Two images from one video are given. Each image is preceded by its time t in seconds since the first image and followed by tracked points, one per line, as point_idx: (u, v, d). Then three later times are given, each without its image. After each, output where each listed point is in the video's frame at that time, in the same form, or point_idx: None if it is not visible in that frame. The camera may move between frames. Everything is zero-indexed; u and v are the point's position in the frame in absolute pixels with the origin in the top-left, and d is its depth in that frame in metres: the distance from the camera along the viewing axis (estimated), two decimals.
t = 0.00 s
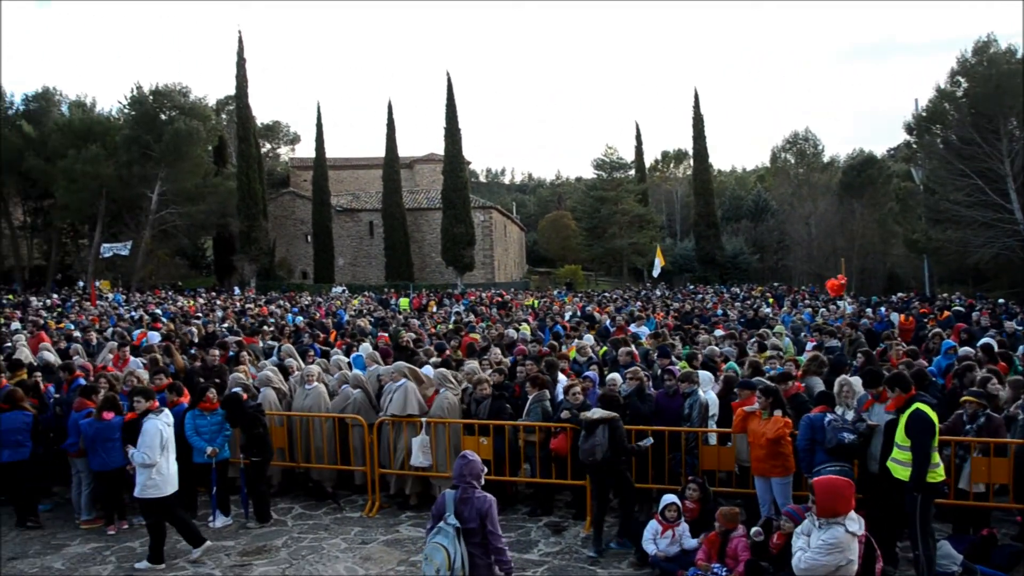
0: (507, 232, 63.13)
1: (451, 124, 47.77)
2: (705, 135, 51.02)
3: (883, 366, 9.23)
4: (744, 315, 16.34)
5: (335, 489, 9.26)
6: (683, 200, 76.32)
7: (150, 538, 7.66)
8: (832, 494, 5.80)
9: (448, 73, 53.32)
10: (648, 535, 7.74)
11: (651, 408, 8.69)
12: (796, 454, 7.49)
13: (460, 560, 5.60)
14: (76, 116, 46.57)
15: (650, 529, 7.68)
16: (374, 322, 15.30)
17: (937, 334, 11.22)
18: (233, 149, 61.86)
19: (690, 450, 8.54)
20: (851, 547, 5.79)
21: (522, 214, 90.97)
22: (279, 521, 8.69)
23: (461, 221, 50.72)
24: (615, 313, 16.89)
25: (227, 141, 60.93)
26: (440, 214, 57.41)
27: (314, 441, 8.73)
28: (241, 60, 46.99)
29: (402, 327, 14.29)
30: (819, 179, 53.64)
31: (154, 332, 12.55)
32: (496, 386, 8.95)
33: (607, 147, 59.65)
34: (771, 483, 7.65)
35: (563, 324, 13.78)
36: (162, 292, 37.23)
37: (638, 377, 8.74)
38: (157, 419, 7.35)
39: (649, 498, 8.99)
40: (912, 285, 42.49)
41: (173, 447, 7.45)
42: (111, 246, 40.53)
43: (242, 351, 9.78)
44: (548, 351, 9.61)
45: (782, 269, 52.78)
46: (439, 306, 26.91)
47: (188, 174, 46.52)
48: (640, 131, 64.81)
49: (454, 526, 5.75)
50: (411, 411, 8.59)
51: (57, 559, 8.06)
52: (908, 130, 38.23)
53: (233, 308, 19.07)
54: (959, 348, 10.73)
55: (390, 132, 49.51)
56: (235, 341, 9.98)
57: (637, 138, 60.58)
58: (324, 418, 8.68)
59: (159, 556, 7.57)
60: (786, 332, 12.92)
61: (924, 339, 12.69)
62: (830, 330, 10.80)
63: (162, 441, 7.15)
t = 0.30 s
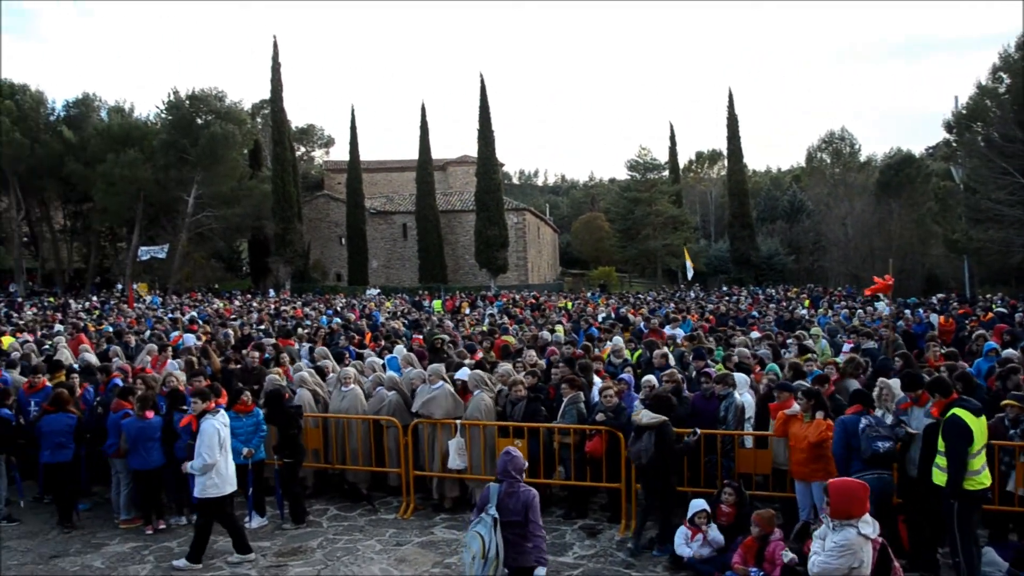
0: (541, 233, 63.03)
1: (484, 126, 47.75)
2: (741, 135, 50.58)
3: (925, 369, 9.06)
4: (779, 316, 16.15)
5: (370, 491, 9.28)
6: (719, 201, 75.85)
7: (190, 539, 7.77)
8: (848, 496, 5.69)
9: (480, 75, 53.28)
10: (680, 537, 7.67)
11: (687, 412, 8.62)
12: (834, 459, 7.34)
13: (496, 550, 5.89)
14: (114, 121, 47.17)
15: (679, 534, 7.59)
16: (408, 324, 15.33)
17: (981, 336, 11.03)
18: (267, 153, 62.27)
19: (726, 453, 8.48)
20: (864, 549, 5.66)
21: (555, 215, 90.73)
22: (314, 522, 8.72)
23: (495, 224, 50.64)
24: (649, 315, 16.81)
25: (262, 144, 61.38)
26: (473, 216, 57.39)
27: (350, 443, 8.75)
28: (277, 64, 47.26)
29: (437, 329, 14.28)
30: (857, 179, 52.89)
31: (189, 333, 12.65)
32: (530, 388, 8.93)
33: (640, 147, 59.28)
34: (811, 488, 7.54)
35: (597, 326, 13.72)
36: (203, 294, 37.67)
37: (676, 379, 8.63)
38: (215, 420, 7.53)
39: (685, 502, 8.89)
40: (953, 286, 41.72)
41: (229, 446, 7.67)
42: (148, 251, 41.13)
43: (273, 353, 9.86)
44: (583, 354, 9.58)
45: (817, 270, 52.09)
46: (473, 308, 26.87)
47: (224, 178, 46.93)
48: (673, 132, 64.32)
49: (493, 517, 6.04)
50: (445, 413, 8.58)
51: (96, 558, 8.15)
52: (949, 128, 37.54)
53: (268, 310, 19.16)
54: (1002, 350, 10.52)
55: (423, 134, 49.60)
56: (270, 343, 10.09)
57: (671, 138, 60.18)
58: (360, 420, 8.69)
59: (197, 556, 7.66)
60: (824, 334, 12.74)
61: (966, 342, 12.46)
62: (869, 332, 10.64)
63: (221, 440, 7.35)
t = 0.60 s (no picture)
0: (566, 239, 62.88)
1: (511, 132, 47.71)
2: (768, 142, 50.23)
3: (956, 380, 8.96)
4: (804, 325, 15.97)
5: (393, 495, 9.28)
6: (746, 210, 75.46)
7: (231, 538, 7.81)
8: (856, 504, 5.63)
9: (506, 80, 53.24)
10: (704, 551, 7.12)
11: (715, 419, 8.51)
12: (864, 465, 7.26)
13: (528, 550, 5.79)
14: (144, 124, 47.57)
15: (701, 548, 7.08)
16: (432, 329, 15.31)
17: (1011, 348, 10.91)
18: (296, 156, 62.62)
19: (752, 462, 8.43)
20: (873, 558, 5.61)
21: (582, 222, 90.50)
22: (337, 525, 8.73)
23: (521, 229, 50.52)
24: (674, 322, 16.75)
25: (291, 148, 61.73)
26: (499, 221, 57.34)
27: (375, 447, 8.77)
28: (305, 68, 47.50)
29: (462, 334, 14.25)
30: (886, 186, 52.32)
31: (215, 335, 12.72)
32: (555, 395, 8.91)
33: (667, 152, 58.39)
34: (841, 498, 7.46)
35: (622, 332, 13.68)
36: (230, 297, 37.88)
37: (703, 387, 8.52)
38: (252, 417, 7.62)
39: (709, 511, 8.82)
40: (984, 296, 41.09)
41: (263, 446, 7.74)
42: (176, 253, 41.45)
43: (296, 355, 9.92)
44: (608, 360, 9.54)
45: (845, 280, 51.00)
46: (497, 314, 26.87)
47: (252, 182, 47.35)
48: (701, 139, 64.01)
49: (524, 521, 5.91)
50: (470, 418, 8.55)
51: (122, 557, 8.21)
52: (981, 136, 37.07)
53: (293, 314, 19.25)
54: None
55: (449, 140, 49.60)
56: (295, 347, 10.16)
57: (699, 145, 59.86)
58: (385, 423, 8.70)
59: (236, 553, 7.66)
60: (851, 343, 12.64)
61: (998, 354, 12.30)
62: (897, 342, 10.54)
63: (257, 438, 7.41)
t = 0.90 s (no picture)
0: (600, 239, 62.65)
1: (544, 131, 47.62)
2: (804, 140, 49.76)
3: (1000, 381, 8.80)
4: (842, 323, 15.79)
5: (429, 495, 9.32)
6: (782, 208, 74.80)
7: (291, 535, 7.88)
8: (884, 510, 5.65)
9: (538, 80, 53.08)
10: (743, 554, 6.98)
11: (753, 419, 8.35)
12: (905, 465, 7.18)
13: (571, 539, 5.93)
14: (180, 128, 48.08)
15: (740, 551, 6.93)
16: (466, 328, 15.35)
17: None
18: (330, 158, 63.03)
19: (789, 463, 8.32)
20: (902, 567, 5.59)
21: (616, 222, 90.13)
22: (373, 524, 8.77)
23: (555, 229, 50.33)
24: (709, 321, 16.68)
25: (325, 150, 62.09)
26: (533, 221, 57.24)
27: (410, 447, 8.81)
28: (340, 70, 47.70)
29: (496, 335, 14.25)
30: (925, 184, 51.58)
31: (251, 335, 12.86)
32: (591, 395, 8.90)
33: (702, 153, 59.27)
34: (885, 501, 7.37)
35: (657, 332, 13.66)
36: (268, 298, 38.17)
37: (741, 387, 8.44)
38: (292, 416, 7.66)
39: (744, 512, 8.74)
40: None
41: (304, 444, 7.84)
42: (213, 254, 41.91)
43: (332, 356, 9.96)
44: (643, 361, 9.51)
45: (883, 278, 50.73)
46: (531, 314, 26.89)
47: (287, 184, 47.63)
48: (736, 138, 63.53)
49: (564, 510, 6.04)
50: (506, 419, 8.55)
51: (162, 554, 8.31)
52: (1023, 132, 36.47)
53: (328, 314, 19.39)
54: None
55: (483, 140, 49.53)
56: (330, 347, 10.23)
57: (733, 144, 59.39)
58: (421, 423, 8.74)
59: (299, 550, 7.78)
60: (890, 342, 12.47)
61: None
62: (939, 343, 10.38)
63: (297, 437, 7.49)
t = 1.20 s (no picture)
0: (632, 241, 62.46)
1: (576, 134, 47.55)
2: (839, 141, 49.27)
3: None
4: (881, 326, 15.55)
5: (461, 498, 9.32)
6: (817, 210, 74.10)
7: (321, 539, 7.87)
8: (909, 518, 5.52)
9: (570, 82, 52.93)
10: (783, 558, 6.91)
11: (786, 422, 8.23)
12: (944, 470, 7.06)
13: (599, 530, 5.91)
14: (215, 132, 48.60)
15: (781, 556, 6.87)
16: (500, 331, 15.35)
17: None
18: (363, 162, 63.36)
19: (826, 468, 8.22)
20: (928, 575, 5.45)
21: (649, 224, 89.79)
22: (406, 526, 8.78)
23: (587, 231, 50.18)
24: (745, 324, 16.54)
25: (358, 153, 62.43)
26: (565, 224, 57.14)
27: (444, 449, 8.82)
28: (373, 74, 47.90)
29: (528, 337, 14.22)
30: (964, 185, 50.78)
31: (285, 338, 12.96)
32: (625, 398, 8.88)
33: (734, 156, 59.01)
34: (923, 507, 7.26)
35: (690, 335, 13.58)
36: (303, 301, 38.42)
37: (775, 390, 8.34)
38: (326, 418, 7.66)
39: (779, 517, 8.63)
40: None
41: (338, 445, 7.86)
42: (246, 256, 42.26)
43: (364, 358, 10.01)
44: (676, 364, 9.49)
45: (920, 281, 50.00)
46: (563, 316, 26.80)
47: (320, 187, 48.01)
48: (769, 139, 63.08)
49: (597, 503, 6.03)
50: (538, 422, 8.54)
51: (197, 554, 8.37)
52: None
53: (363, 317, 19.47)
54: None
55: (515, 142, 49.48)
56: (363, 349, 10.30)
57: (766, 145, 58.96)
58: (455, 426, 8.76)
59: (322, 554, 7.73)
60: (928, 346, 12.28)
61: None
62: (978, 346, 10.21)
63: (331, 438, 7.48)
